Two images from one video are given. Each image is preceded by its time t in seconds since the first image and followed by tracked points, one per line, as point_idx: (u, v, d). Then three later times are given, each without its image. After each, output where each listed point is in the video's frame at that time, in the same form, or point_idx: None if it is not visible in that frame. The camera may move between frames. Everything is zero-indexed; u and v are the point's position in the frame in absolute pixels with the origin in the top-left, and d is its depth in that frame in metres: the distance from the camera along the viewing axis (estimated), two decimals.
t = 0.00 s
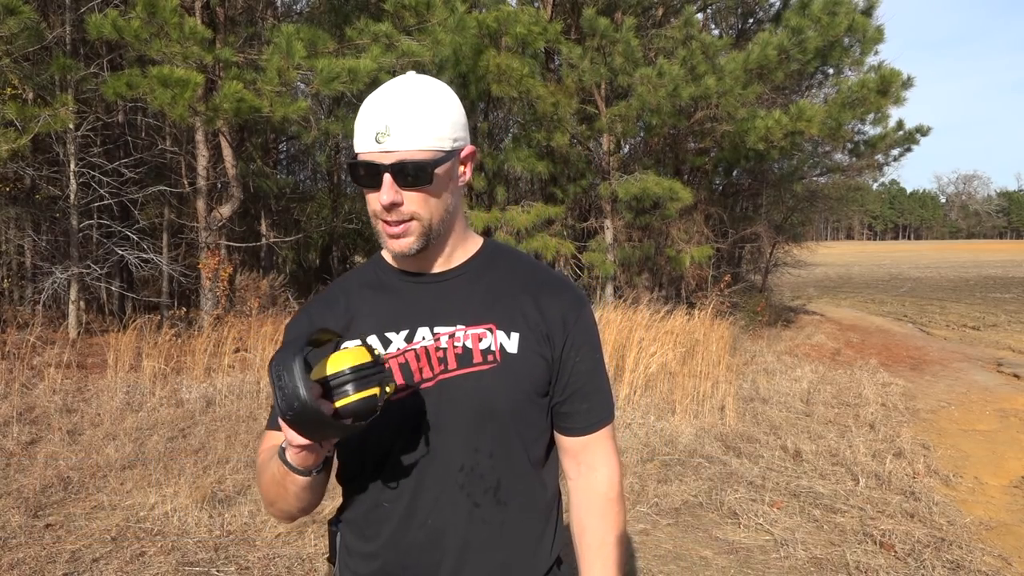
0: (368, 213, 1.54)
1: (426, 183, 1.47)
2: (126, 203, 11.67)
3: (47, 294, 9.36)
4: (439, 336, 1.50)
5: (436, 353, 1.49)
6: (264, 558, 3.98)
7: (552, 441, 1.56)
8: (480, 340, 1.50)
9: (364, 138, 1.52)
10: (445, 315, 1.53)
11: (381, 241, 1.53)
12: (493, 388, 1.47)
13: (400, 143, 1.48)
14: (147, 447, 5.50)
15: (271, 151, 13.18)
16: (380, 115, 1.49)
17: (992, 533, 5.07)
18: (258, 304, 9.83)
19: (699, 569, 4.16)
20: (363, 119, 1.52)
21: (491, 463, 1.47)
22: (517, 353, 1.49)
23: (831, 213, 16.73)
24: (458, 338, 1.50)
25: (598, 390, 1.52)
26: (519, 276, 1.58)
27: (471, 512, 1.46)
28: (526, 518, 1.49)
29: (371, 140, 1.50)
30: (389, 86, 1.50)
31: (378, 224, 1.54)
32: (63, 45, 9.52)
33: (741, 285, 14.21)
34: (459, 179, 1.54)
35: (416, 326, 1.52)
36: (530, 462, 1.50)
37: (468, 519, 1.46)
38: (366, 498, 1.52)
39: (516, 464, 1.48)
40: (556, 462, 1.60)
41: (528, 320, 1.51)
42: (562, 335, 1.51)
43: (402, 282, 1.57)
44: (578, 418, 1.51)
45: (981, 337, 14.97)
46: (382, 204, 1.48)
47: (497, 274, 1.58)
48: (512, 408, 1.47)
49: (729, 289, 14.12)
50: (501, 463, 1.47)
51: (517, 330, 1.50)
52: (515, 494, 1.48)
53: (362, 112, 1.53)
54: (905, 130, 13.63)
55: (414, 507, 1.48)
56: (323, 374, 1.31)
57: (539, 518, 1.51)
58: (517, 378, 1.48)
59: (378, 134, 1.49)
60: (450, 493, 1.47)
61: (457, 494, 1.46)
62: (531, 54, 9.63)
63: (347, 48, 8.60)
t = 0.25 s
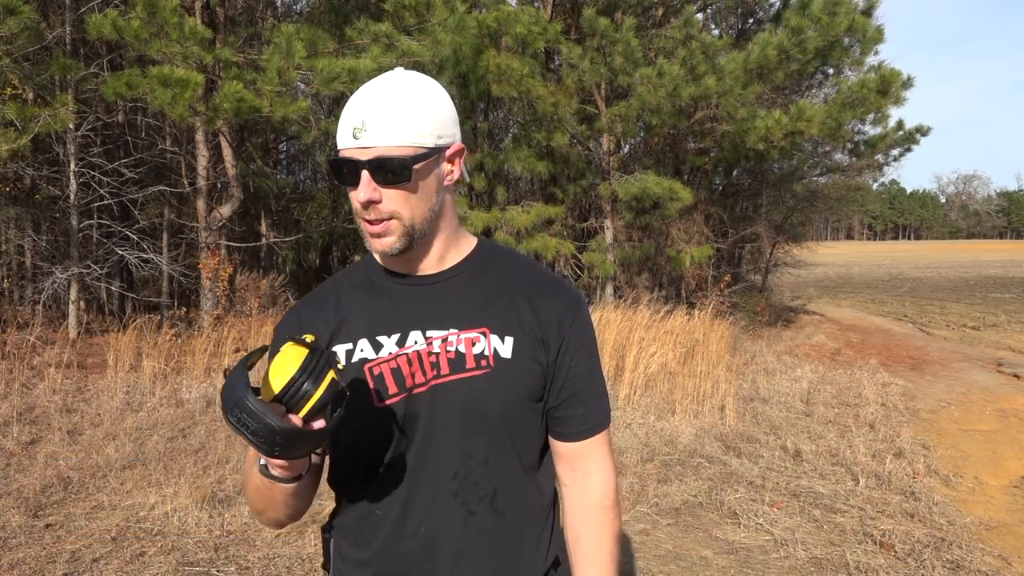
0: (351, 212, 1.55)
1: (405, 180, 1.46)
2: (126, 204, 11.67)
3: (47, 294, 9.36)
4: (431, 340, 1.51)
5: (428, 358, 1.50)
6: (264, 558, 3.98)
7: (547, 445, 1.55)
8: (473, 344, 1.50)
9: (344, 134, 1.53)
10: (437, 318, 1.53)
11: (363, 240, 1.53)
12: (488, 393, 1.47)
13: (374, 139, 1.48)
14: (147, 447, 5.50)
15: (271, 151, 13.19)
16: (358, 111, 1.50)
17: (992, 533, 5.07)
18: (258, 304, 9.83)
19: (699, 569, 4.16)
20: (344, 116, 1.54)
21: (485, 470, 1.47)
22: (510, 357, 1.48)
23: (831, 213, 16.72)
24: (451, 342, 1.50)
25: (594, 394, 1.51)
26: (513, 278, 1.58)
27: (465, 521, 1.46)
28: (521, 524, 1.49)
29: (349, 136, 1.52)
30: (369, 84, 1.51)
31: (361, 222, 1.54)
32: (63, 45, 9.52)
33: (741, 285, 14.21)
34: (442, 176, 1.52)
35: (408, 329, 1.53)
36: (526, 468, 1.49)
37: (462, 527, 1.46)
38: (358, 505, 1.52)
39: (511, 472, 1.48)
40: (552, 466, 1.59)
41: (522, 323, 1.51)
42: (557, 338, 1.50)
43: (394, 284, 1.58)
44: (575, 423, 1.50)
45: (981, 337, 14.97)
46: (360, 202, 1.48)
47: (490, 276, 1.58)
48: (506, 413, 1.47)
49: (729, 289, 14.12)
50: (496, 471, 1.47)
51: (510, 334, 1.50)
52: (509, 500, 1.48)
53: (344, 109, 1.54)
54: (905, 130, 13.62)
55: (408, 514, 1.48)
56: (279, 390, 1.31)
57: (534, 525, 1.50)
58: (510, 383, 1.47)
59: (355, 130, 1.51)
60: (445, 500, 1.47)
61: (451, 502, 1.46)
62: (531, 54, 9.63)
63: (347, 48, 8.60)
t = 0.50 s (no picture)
0: (339, 216, 1.53)
1: (395, 187, 1.44)
2: (126, 204, 11.67)
3: (47, 294, 9.35)
4: (425, 342, 1.50)
5: (421, 361, 1.49)
6: (264, 558, 3.97)
7: (546, 446, 1.55)
8: (467, 345, 1.49)
9: (332, 137, 1.51)
10: (430, 319, 1.52)
11: (352, 246, 1.51)
12: (484, 396, 1.47)
13: (364, 143, 1.46)
14: (147, 447, 5.50)
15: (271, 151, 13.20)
16: (347, 114, 1.47)
17: (993, 533, 5.07)
18: (258, 304, 9.84)
19: (699, 569, 4.16)
20: (332, 118, 1.51)
21: (483, 475, 1.46)
22: (505, 358, 1.48)
23: (831, 213, 16.72)
24: (445, 344, 1.49)
25: (591, 394, 1.51)
26: (507, 278, 1.58)
27: (464, 527, 1.46)
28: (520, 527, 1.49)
29: (337, 140, 1.50)
30: (358, 85, 1.49)
31: (349, 227, 1.52)
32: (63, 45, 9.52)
33: (741, 285, 14.21)
34: (433, 180, 1.51)
35: (400, 332, 1.51)
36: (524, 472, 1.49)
37: (461, 534, 1.46)
38: (351, 515, 1.50)
39: (508, 477, 1.47)
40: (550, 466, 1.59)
41: (517, 324, 1.51)
42: (554, 337, 1.50)
43: (385, 286, 1.56)
44: (573, 425, 1.50)
45: (981, 337, 14.97)
46: (349, 208, 1.46)
47: (483, 276, 1.58)
48: (502, 415, 1.47)
49: (729, 289, 14.12)
50: (493, 476, 1.46)
51: (505, 334, 1.50)
52: (507, 503, 1.48)
53: (332, 112, 1.52)
54: (905, 130, 13.62)
55: (404, 522, 1.47)
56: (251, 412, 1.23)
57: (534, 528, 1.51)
58: (506, 384, 1.47)
59: (344, 134, 1.48)
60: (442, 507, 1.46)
61: (449, 509, 1.46)
62: (531, 54, 9.63)
63: (347, 48, 8.60)
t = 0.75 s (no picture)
0: (341, 203, 1.52)
1: (399, 174, 1.44)
2: (126, 204, 11.67)
3: (47, 294, 9.35)
4: (425, 333, 1.50)
5: (422, 352, 1.49)
6: (264, 558, 3.97)
7: (552, 441, 1.54)
8: (469, 334, 1.50)
9: (335, 122, 1.50)
10: (430, 310, 1.53)
11: (353, 235, 1.51)
12: (487, 387, 1.47)
13: (368, 129, 1.46)
14: (147, 447, 5.50)
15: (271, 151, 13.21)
16: (352, 98, 1.47)
17: (992, 533, 5.07)
18: (258, 304, 9.84)
19: (699, 569, 4.16)
20: (337, 103, 1.51)
21: (485, 469, 1.45)
22: (508, 348, 1.48)
23: (831, 213, 16.71)
24: (446, 334, 1.50)
25: (597, 386, 1.51)
26: (510, 268, 1.58)
27: (463, 523, 1.45)
28: (524, 522, 1.48)
29: (342, 124, 1.49)
30: (364, 71, 1.48)
31: (350, 215, 1.52)
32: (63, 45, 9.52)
33: (741, 285, 14.21)
34: (437, 172, 1.52)
35: (399, 323, 1.52)
36: (526, 467, 1.48)
37: (461, 530, 1.45)
38: (350, 510, 1.49)
39: (510, 471, 1.47)
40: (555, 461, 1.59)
41: (521, 313, 1.51)
42: (559, 326, 1.50)
43: (385, 277, 1.57)
44: (578, 417, 1.50)
45: (981, 337, 14.97)
46: (351, 194, 1.46)
47: (484, 266, 1.58)
48: (505, 406, 1.46)
49: (729, 289, 14.13)
50: (495, 470, 1.45)
51: (509, 323, 1.50)
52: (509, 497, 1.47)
53: (336, 95, 1.51)
54: (905, 130, 13.62)
55: (403, 517, 1.46)
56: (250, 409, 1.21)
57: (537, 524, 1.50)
58: (509, 374, 1.47)
59: (348, 118, 1.48)
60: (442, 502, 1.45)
61: (449, 504, 1.45)
62: (531, 54, 9.63)
63: (347, 48, 8.60)
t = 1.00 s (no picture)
0: (358, 190, 1.54)
1: (420, 160, 1.46)
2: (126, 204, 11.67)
3: (47, 294, 9.35)
4: (438, 329, 1.51)
5: (435, 349, 1.49)
6: (264, 558, 3.98)
7: (567, 448, 1.53)
8: (484, 332, 1.50)
9: (356, 105, 1.52)
10: (444, 307, 1.53)
11: (370, 223, 1.52)
12: (502, 386, 1.46)
13: (389, 112, 1.48)
14: (147, 447, 5.50)
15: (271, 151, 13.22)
16: (373, 81, 1.49)
17: (992, 533, 5.07)
18: (258, 304, 9.84)
19: (699, 569, 4.16)
20: (358, 86, 1.52)
21: (497, 471, 1.44)
22: (525, 346, 1.48)
23: (831, 213, 16.71)
24: (460, 331, 1.50)
25: (616, 391, 1.50)
26: (528, 269, 1.58)
27: (473, 527, 1.44)
28: (535, 528, 1.47)
29: (362, 108, 1.51)
30: (386, 54, 1.50)
31: (368, 203, 1.53)
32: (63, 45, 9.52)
33: (741, 285, 14.21)
34: (456, 159, 1.54)
35: (412, 319, 1.52)
36: (539, 472, 1.47)
37: (469, 534, 1.44)
38: (357, 510, 1.48)
39: (522, 475, 1.46)
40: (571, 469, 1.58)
41: (537, 312, 1.51)
42: (577, 326, 1.50)
43: (399, 271, 1.58)
44: (595, 420, 1.50)
45: (981, 337, 14.97)
46: (370, 178, 1.47)
47: (500, 264, 1.59)
48: (519, 407, 1.46)
49: (729, 289, 14.13)
50: (507, 473, 1.45)
51: (525, 321, 1.50)
52: (521, 502, 1.46)
53: (357, 80, 1.53)
54: (905, 130, 13.62)
55: (410, 518, 1.45)
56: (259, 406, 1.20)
57: (548, 533, 1.48)
58: (525, 374, 1.47)
59: (369, 101, 1.50)
60: (451, 504, 1.44)
61: (458, 507, 1.44)
62: (531, 54, 9.63)
63: (347, 48, 8.60)
